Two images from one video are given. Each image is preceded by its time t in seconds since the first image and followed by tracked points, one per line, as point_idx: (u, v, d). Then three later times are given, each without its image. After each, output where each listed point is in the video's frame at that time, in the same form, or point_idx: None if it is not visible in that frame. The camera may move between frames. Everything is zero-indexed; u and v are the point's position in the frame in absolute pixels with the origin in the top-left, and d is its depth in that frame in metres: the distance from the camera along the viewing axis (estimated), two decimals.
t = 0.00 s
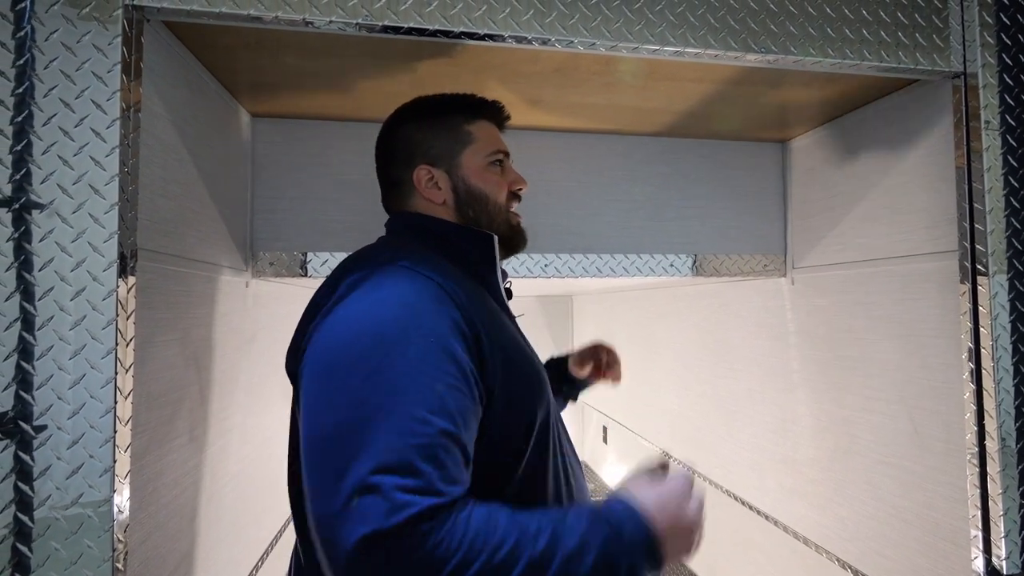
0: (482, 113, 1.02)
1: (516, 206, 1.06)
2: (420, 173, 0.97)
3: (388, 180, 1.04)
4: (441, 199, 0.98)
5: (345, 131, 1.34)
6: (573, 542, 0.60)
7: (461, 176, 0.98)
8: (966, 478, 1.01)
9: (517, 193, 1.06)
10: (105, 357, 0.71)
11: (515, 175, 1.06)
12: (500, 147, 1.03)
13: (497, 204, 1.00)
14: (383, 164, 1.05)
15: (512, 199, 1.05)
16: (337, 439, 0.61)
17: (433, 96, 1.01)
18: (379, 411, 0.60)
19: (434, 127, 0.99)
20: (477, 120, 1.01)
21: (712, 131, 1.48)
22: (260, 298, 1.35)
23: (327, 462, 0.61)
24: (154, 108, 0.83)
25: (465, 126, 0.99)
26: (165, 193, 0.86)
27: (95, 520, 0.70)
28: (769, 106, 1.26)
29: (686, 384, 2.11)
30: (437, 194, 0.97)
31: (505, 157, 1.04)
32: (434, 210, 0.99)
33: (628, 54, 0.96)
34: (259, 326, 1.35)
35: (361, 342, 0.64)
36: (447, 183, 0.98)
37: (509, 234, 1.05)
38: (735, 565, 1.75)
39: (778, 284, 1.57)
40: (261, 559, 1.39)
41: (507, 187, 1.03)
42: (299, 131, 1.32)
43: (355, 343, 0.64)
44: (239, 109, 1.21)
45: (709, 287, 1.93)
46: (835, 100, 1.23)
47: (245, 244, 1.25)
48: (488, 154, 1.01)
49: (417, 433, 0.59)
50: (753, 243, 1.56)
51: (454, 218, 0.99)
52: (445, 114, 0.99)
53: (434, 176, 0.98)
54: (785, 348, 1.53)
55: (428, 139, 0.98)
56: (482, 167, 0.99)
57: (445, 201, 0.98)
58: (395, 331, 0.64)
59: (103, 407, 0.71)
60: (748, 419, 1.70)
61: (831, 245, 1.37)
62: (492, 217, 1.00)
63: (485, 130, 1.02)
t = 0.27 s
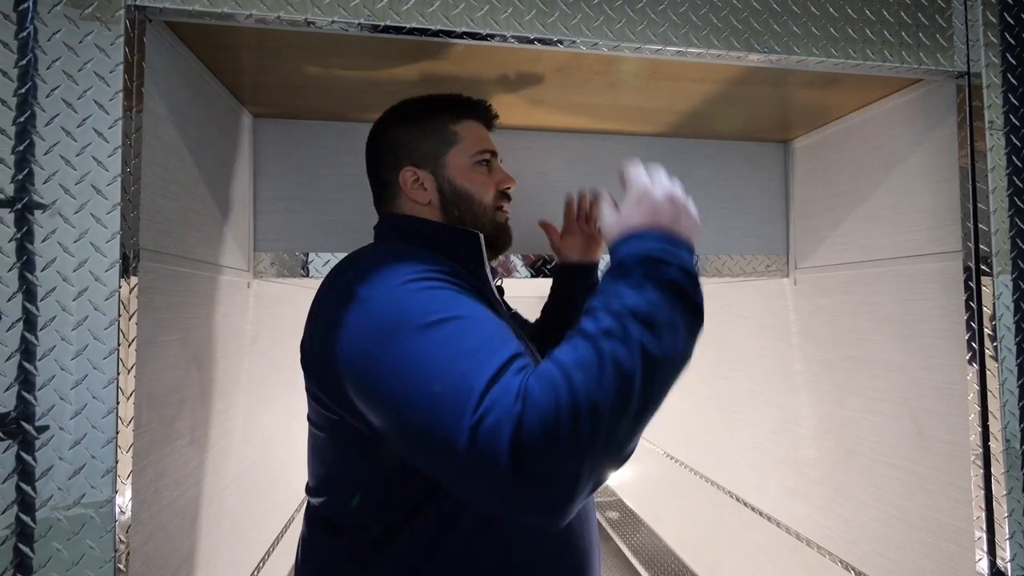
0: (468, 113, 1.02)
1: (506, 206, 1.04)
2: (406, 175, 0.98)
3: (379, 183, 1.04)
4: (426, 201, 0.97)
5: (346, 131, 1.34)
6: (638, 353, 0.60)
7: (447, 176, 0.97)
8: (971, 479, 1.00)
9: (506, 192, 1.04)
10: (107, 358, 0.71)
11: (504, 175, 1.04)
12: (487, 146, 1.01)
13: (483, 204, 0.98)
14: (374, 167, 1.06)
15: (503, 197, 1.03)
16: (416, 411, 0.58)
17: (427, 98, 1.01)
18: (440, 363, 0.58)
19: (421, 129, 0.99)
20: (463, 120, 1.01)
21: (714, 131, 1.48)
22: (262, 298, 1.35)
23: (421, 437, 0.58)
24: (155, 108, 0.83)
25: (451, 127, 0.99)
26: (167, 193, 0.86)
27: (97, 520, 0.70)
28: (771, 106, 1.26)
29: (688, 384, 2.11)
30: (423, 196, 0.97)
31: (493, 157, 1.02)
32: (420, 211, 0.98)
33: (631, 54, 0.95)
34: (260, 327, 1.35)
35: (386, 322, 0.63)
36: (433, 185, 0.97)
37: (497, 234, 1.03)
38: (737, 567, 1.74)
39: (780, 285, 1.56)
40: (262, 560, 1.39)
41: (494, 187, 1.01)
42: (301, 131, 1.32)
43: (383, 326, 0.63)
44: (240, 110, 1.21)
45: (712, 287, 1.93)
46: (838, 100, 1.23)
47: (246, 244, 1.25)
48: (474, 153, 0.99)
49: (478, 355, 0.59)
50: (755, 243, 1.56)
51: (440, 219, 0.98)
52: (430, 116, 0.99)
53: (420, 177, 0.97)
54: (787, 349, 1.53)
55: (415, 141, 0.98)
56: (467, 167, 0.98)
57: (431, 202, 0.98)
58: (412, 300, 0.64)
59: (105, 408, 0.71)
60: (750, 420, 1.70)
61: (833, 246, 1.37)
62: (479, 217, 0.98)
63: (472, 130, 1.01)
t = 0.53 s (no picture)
0: (464, 112, 1.00)
1: (502, 212, 1.01)
2: (400, 179, 1.00)
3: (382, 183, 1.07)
4: (417, 206, 0.99)
5: (348, 131, 1.33)
6: (644, 363, 0.55)
7: (435, 183, 0.97)
8: (976, 480, 0.99)
9: (502, 198, 1.01)
10: (106, 357, 0.71)
11: (500, 179, 1.01)
12: (480, 150, 0.99)
13: (472, 211, 0.96)
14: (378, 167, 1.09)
15: (496, 202, 1.00)
16: (419, 446, 0.55)
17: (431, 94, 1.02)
18: (428, 396, 0.55)
19: (416, 131, 0.99)
20: (457, 121, 0.99)
21: (717, 131, 1.47)
22: (263, 299, 1.35)
23: (427, 475, 0.56)
24: (156, 107, 0.82)
25: (443, 130, 0.98)
26: (167, 192, 0.86)
27: (96, 521, 0.70)
28: (774, 105, 1.26)
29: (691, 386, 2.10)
30: (414, 201, 0.99)
31: (487, 161, 1.00)
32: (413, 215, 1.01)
33: (633, 52, 0.95)
34: (262, 327, 1.34)
35: (383, 347, 0.59)
36: (423, 190, 0.98)
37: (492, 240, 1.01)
38: (741, 568, 1.73)
39: (783, 285, 1.55)
40: (264, 561, 1.39)
41: (487, 192, 0.99)
42: (302, 131, 1.32)
43: (378, 349, 0.60)
44: (242, 109, 1.21)
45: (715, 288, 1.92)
46: (842, 99, 1.22)
47: (248, 245, 1.24)
48: (464, 159, 0.97)
49: (485, 378, 0.54)
50: (759, 243, 1.55)
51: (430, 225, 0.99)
52: (424, 118, 0.99)
53: (412, 182, 0.99)
54: (791, 349, 1.52)
55: (410, 144, 0.99)
56: (456, 173, 0.97)
57: (422, 207, 0.99)
58: (407, 317, 0.59)
59: (104, 408, 0.70)
60: (754, 421, 1.69)
61: (837, 246, 1.36)
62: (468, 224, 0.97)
63: (465, 132, 0.99)
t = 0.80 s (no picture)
0: (504, 115, 0.99)
1: (534, 218, 1.01)
2: (433, 180, 1.01)
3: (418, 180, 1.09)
4: (448, 207, 1.00)
5: (350, 131, 1.33)
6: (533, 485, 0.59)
7: (467, 186, 0.98)
8: (981, 480, 0.99)
9: (535, 205, 1.01)
10: (109, 357, 0.71)
11: (535, 185, 1.00)
12: (515, 155, 0.98)
13: (503, 217, 0.97)
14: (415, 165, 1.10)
15: (528, 209, 1.00)
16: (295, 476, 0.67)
17: (468, 94, 1.02)
18: (316, 450, 0.65)
19: (454, 131, 0.99)
20: (495, 123, 0.98)
21: (720, 131, 1.47)
22: (266, 299, 1.35)
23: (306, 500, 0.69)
24: (158, 106, 0.82)
25: (480, 132, 0.97)
26: (169, 192, 0.86)
27: (99, 521, 0.70)
28: (778, 105, 1.25)
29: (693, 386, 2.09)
30: (445, 202, 1.00)
31: (522, 166, 0.99)
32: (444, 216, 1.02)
33: (636, 51, 0.95)
34: (264, 327, 1.34)
35: (344, 374, 0.66)
36: (455, 192, 0.99)
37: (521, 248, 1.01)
38: (745, 569, 1.72)
39: (786, 285, 1.55)
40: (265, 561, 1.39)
41: (520, 198, 0.99)
42: (304, 131, 1.32)
43: (311, 385, 0.69)
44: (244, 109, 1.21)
45: (717, 288, 1.92)
46: (845, 98, 1.22)
47: (249, 244, 1.24)
48: (497, 163, 0.97)
49: (382, 447, 0.63)
50: (761, 243, 1.55)
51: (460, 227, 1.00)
52: (462, 118, 0.98)
53: (444, 183, 1.00)
54: (794, 350, 1.51)
55: (447, 144, 0.99)
56: (489, 177, 0.97)
57: (452, 209, 1.00)
58: (375, 359, 0.66)
59: (107, 407, 0.70)
60: (757, 422, 1.69)
61: (840, 246, 1.36)
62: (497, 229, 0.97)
63: (501, 135, 0.98)
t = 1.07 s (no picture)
0: (549, 122, 0.98)
1: (566, 234, 0.99)
2: (472, 176, 1.01)
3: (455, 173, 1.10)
4: (481, 206, 1.00)
5: (352, 130, 1.33)
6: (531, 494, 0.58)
7: (502, 188, 0.97)
8: (985, 481, 0.98)
9: (569, 221, 0.98)
10: (110, 356, 0.71)
11: (572, 201, 0.98)
12: (556, 166, 0.97)
13: (533, 226, 0.96)
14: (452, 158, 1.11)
15: (561, 223, 0.98)
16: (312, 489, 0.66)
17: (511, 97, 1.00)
18: (328, 462, 0.63)
19: (494, 131, 0.99)
20: (537, 130, 0.97)
21: (722, 130, 1.46)
22: (267, 298, 1.35)
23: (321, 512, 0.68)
24: (160, 105, 0.82)
25: (523, 137, 0.97)
26: (171, 191, 0.85)
27: (101, 520, 0.70)
28: (780, 104, 1.25)
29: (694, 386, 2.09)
30: (480, 200, 1.00)
31: (560, 178, 0.98)
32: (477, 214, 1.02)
33: (638, 49, 0.94)
34: (265, 327, 1.34)
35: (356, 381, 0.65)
36: (490, 192, 0.99)
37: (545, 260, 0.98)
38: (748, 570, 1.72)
39: (788, 285, 1.55)
40: (267, 561, 1.39)
41: (554, 210, 0.97)
42: (306, 130, 1.32)
43: (324, 396, 0.68)
44: (245, 108, 1.21)
45: (718, 288, 1.91)
46: (848, 96, 1.21)
47: (251, 244, 1.24)
48: (537, 172, 0.96)
49: (405, 454, 0.61)
50: (764, 243, 1.54)
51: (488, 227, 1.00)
52: (507, 120, 0.98)
53: (482, 181, 1.00)
54: (796, 349, 1.51)
55: (488, 144, 0.99)
56: (526, 184, 0.96)
57: (485, 208, 1.00)
58: (386, 365, 0.65)
59: (108, 407, 0.70)
60: (759, 422, 1.68)
61: (843, 245, 1.35)
62: (524, 237, 0.96)
63: (543, 142, 0.97)
